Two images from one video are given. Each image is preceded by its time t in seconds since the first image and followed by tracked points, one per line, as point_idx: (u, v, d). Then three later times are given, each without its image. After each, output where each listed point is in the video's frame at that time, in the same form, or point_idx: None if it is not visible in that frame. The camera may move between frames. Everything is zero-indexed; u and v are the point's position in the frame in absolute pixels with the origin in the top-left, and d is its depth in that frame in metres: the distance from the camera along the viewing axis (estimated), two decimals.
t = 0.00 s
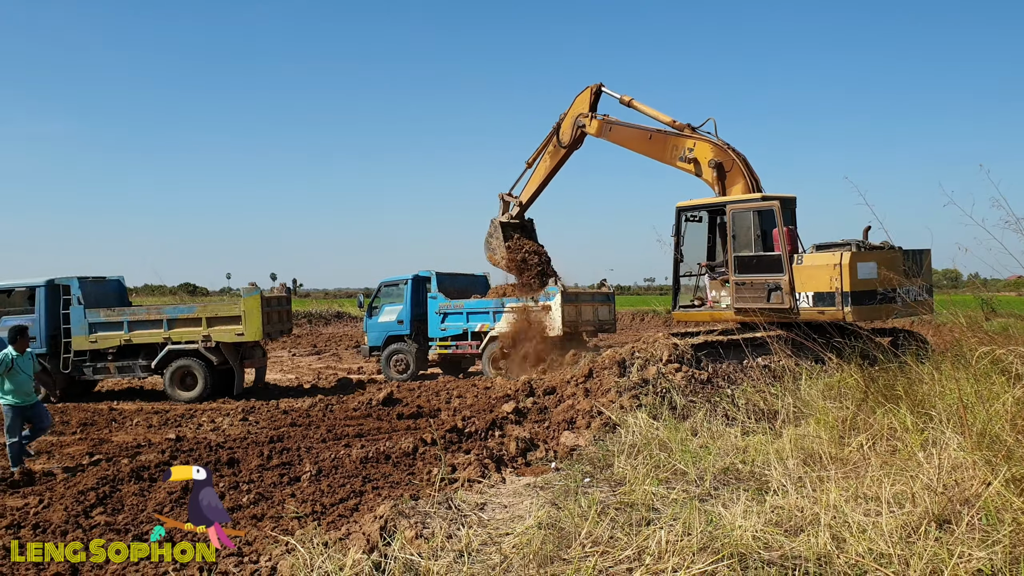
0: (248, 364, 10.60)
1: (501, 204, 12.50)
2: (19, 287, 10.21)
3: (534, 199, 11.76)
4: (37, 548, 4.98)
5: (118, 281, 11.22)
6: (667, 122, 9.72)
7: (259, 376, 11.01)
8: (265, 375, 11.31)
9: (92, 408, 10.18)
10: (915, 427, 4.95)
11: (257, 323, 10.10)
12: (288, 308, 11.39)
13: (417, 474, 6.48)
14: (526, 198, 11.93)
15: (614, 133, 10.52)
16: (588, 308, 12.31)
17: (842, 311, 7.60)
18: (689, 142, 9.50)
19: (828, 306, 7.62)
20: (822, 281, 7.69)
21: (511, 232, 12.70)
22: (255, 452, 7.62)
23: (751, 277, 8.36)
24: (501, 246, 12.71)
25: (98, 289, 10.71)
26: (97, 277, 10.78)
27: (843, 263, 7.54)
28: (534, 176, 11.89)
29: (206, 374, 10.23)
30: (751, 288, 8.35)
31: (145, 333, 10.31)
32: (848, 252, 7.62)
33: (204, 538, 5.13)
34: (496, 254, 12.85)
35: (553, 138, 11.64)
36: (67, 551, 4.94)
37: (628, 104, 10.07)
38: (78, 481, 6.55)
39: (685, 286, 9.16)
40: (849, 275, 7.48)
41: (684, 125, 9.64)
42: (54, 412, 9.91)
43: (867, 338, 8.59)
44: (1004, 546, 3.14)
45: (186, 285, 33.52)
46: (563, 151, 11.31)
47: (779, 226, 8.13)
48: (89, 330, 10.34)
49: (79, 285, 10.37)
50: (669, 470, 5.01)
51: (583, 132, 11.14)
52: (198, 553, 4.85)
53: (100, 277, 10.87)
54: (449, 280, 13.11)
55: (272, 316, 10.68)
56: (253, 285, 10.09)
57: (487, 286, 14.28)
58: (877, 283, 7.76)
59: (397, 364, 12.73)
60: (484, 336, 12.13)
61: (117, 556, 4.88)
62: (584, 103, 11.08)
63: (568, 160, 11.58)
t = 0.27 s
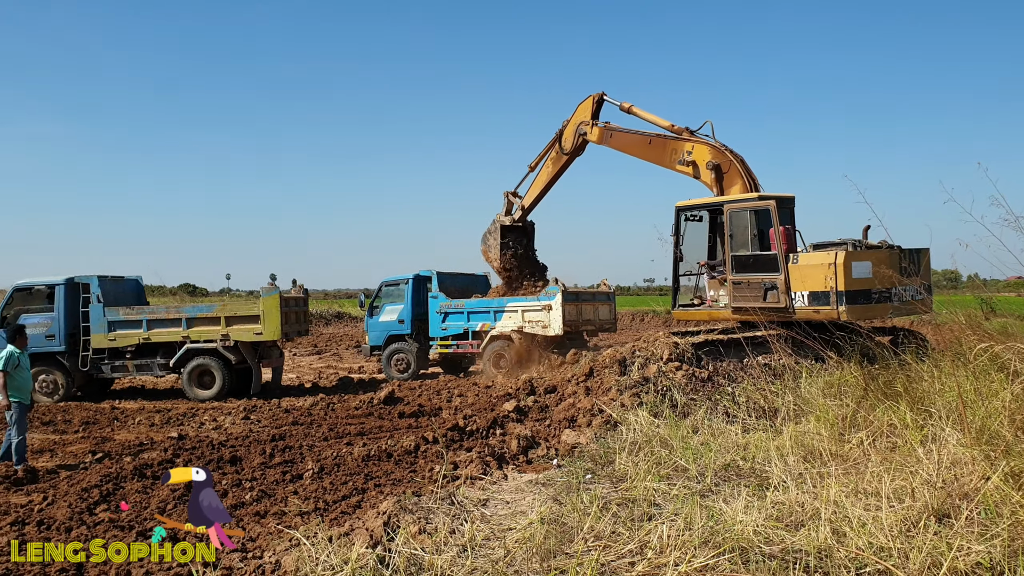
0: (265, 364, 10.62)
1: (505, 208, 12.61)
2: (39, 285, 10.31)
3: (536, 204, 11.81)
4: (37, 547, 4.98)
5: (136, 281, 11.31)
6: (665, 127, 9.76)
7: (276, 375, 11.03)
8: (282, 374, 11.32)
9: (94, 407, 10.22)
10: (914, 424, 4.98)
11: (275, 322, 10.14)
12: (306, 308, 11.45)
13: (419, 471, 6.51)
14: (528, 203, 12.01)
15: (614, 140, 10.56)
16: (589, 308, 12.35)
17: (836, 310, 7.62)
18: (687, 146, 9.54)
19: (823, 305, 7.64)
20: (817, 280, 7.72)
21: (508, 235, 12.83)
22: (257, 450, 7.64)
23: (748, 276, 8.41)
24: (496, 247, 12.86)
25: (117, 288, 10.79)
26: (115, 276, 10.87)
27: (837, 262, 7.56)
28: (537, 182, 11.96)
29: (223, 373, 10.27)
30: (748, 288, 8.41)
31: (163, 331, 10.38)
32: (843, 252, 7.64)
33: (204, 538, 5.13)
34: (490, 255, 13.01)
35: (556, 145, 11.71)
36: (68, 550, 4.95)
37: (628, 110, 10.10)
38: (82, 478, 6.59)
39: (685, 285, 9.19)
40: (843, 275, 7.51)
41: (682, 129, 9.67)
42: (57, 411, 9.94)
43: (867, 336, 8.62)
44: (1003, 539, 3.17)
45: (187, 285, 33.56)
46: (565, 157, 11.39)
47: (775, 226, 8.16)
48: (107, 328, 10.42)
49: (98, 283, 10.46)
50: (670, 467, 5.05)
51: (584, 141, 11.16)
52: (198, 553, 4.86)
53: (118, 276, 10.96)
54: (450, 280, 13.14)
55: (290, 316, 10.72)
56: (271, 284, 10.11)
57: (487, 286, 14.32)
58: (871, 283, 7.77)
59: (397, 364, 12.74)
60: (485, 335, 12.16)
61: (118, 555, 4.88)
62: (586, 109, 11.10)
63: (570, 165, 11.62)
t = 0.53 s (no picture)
0: (278, 364, 10.61)
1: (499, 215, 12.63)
2: (53, 286, 10.36)
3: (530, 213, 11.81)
4: (36, 548, 4.98)
5: (150, 281, 11.32)
6: (659, 133, 9.79)
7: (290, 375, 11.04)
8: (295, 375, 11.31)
9: (93, 408, 10.23)
10: (911, 424, 5.00)
11: (289, 321, 10.12)
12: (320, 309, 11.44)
13: (418, 472, 6.52)
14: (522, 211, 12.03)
15: (610, 147, 10.59)
16: (588, 309, 12.36)
17: (834, 310, 7.64)
18: (682, 150, 9.57)
19: (821, 306, 7.65)
20: (814, 281, 7.74)
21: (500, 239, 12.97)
22: (256, 451, 7.65)
23: (746, 277, 8.44)
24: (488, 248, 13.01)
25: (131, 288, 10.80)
26: (130, 277, 10.88)
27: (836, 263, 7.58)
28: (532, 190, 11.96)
29: (237, 373, 10.27)
30: (746, 289, 8.48)
31: (177, 332, 10.37)
32: (841, 252, 7.65)
33: (204, 537, 5.15)
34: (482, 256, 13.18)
35: (550, 154, 11.71)
36: (67, 551, 4.95)
37: (623, 119, 10.12)
38: (81, 480, 6.60)
39: (683, 286, 9.21)
40: (841, 275, 7.52)
41: (676, 134, 9.70)
42: (57, 412, 9.96)
43: (865, 336, 8.65)
44: (999, 539, 3.19)
45: (186, 286, 33.57)
46: (560, 166, 11.39)
47: (773, 226, 8.19)
48: (121, 329, 10.43)
49: (112, 284, 10.47)
50: (668, 467, 5.06)
51: (580, 149, 11.18)
52: (198, 553, 4.87)
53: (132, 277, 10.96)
54: (448, 281, 13.16)
55: (303, 316, 10.70)
56: (285, 285, 10.08)
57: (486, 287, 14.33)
58: (870, 283, 7.79)
59: (397, 364, 12.72)
60: (483, 336, 12.18)
61: (117, 556, 4.89)
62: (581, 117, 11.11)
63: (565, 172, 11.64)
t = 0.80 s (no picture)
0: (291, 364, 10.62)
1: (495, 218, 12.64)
2: (67, 287, 10.38)
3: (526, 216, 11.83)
4: (36, 548, 5.00)
5: (164, 281, 11.29)
6: (656, 136, 9.81)
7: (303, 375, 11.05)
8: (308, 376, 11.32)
9: (93, 409, 10.24)
10: (909, 424, 5.01)
11: (303, 323, 10.13)
12: (332, 310, 11.45)
13: (417, 472, 6.53)
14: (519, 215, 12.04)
15: (607, 151, 10.62)
16: (587, 309, 12.37)
17: (834, 311, 7.65)
18: (680, 152, 9.60)
19: (820, 306, 7.66)
20: (814, 281, 7.75)
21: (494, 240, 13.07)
22: (256, 452, 7.66)
23: (746, 277, 8.45)
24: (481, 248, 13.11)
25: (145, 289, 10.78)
26: (143, 277, 10.86)
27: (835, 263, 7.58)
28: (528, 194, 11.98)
29: (251, 374, 10.27)
30: (746, 289, 8.47)
31: (191, 333, 10.37)
32: (840, 252, 7.68)
33: (204, 537, 5.16)
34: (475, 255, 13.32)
35: (547, 159, 11.75)
36: (66, 551, 4.97)
37: (619, 122, 10.14)
38: (81, 480, 6.60)
39: (683, 286, 9.23)
40: (840, 275, 7.53)
41: (673, 137, 9.74)
42: (57, 412, 9.97)
43: (864, 337, 8.66)
44: (996, 538, 3.21)
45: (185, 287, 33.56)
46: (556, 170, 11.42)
47: (772, 227, 8.20)
48: (135, 329, 10.41)
49: (126, 284, 10.46)
50: (667, 467, 5.08)
51: (575, 153, 11.19)
52: (197, 554, 4.88)
53: (145, 277, 10.93)
54: (448, 282, 13.18)
55: (316, 317, 10.71)
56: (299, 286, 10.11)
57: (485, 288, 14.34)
58: (868, 283, 7.80)
59: (397, 364, 12.70)
60: (482, 337, 12.19)
61: (117, 556, 4.90)
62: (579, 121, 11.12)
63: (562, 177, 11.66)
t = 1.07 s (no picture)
0: (307, 365, 10.63)
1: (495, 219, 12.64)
2: (84, 287, 10.45)
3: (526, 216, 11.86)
4: (36, 548, 5.01)
5: (181, 281, 11.34)
6: (656, 134, 9.82)
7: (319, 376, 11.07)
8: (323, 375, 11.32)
9: (93, 409, 10.25)
10: (909, 424, 5.02)
11: (319, 323, 10.18)
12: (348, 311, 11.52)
13: (417, 472, 6.54)
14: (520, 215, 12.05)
15: (606, 149, 10.62)
16: (586, 309, 12.38)
17: (835, 311, 7.66)
18: (680, 151, 9.61)
19: (822, 306, 7.67)
20: (815, 281, 7.76)
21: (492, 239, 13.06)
22: (256, 452, 7.67)
23: (746, 277, 8.46)
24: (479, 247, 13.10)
25: (162, 289, 10.84)
26: (160, 277, 10.90)
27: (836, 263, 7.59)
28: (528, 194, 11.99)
29: (266, 373, 10.29)
30: (746, 288, 8.47)
31: (207, 332, 10.43)
32: (841, 252, 7.69)
33: (204, 537, 5.17)
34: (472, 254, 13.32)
35: (546, 157, 11.77)
36: (67, 550, 4.98)
37: (619, 120, 10.16)
38: (81, 480, 6.61)
39: (683, 286, 9.24)
40: (841, 275, 7.54)
41: (673, 135, 9.75)
42: (58, 413, 9.98)
43: (863, 337, 8.68)
44: (994, 537, 3.22)
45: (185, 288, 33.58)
46: (555, 169, 11.44)
47: (773, 227, 8.22)
48: (152, 329, 10.48)
49: (144, 285, 10.51)
50: (667, 467, 5.09)
51: (575, 150, 11.22)
52: (198, 553, 4.88)
53: (162, 277, 10.96)
54: (448, 282, 13.20)
55: (332, 317, 10.78)
56: (315, 286, 10.14)
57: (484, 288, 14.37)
58: (868, 283, 7.81)
59: (397, 364, 12.71)
60: (482, 337, 12.20)
61: (117, 556, 4.91)
62: (577, 119, 11.14)
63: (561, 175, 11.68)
